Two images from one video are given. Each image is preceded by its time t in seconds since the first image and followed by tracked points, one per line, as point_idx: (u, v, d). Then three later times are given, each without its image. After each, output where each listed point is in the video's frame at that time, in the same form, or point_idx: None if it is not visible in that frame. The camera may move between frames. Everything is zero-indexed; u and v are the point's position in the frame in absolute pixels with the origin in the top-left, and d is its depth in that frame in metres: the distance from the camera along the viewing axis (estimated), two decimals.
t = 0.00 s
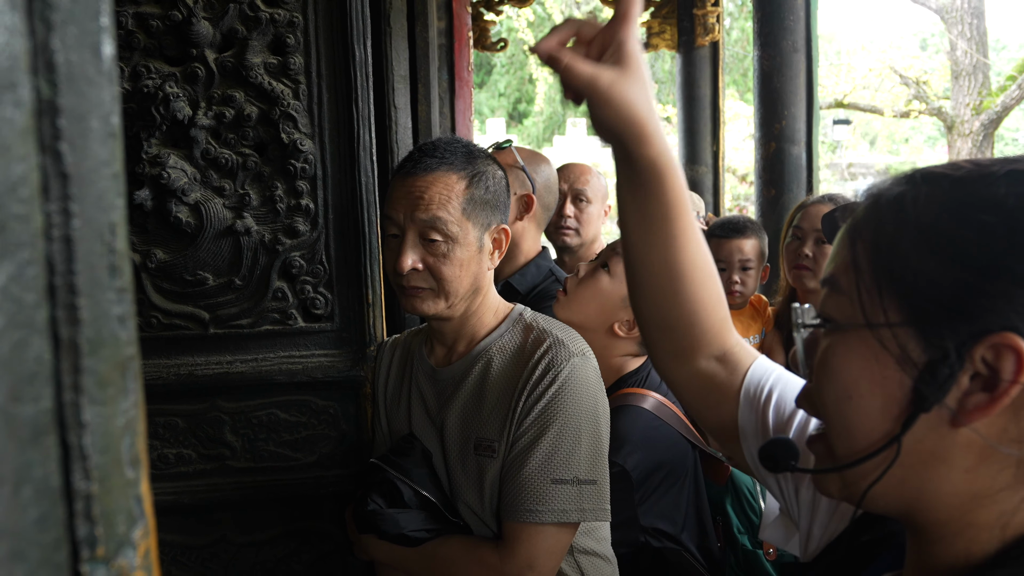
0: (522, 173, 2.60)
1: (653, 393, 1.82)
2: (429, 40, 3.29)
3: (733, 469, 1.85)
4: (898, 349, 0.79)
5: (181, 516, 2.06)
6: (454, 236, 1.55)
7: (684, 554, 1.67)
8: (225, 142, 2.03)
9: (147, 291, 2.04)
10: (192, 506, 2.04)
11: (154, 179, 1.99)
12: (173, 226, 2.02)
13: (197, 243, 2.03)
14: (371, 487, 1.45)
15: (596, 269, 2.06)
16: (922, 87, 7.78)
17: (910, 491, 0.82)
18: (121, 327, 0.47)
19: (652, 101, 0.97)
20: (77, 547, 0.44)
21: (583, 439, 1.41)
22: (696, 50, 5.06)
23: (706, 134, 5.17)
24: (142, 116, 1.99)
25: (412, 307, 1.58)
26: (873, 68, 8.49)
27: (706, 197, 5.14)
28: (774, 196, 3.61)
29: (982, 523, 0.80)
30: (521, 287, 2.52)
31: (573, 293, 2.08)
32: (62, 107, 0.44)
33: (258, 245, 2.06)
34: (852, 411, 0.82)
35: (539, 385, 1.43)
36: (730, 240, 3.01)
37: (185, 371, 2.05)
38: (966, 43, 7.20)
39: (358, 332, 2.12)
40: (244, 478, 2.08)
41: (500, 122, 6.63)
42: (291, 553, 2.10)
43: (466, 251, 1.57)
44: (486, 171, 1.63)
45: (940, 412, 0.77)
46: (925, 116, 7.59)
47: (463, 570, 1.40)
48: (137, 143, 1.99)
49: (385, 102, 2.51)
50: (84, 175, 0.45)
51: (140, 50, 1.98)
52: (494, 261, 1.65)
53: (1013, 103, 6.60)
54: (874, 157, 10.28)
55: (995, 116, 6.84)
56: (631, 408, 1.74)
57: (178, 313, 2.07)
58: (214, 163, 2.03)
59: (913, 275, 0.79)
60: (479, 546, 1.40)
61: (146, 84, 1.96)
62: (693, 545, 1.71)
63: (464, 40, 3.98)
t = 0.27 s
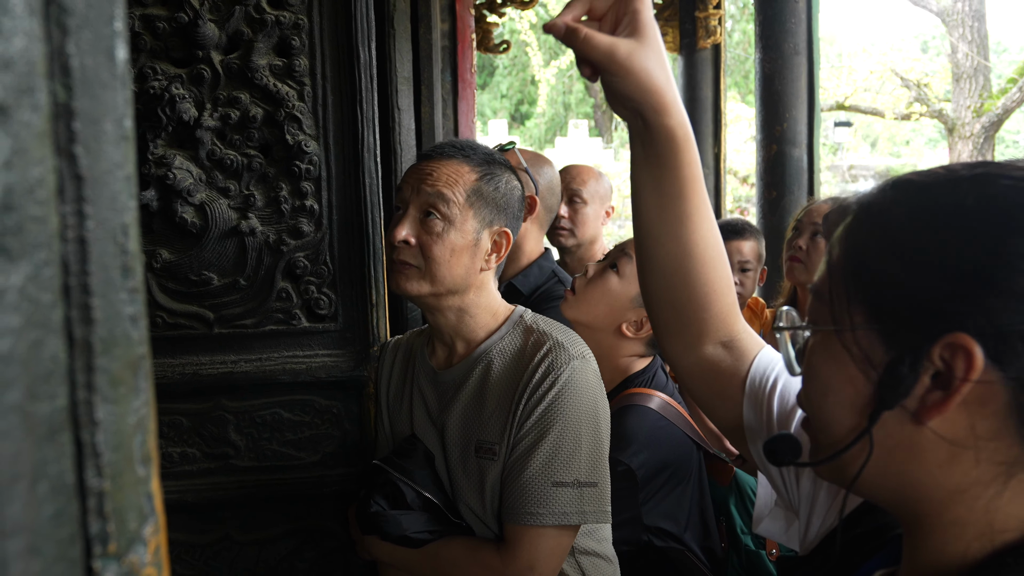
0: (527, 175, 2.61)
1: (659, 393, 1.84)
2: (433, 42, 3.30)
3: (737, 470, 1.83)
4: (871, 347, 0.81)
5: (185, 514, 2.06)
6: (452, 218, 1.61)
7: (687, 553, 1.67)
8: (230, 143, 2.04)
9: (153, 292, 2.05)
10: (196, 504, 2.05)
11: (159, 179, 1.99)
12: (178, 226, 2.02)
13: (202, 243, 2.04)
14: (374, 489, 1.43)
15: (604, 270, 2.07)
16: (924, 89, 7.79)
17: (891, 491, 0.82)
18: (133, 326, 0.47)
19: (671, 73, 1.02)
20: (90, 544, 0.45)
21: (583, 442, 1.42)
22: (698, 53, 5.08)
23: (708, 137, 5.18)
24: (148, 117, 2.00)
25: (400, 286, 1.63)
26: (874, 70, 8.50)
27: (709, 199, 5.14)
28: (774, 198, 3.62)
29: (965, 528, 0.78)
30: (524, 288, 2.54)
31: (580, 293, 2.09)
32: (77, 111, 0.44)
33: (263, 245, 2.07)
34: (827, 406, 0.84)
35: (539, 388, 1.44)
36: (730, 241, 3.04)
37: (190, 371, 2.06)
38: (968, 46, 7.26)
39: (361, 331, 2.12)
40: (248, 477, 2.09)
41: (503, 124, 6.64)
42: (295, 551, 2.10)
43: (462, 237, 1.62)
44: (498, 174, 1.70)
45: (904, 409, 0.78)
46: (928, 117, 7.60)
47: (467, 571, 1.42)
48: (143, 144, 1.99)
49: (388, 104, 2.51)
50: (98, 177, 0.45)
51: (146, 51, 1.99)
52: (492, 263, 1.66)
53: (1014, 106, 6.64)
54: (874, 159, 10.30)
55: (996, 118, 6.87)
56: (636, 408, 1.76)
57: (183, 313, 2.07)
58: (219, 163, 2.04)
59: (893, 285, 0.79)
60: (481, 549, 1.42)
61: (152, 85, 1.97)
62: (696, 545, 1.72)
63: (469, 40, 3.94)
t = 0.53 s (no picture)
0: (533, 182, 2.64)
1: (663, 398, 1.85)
2: (436, 51, 3.33)
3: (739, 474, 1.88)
4: (808, 358, 0.86)
5: (191, 514, 2.08)
6: (463, 212, 1.68)
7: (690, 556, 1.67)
8: (239, 151, 2.06)
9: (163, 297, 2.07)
10: (204, 506, 2.07)
11: (169, 187, 2.01)
12: (187, 232, 2.04)
13: (210, 250, 2.05)
14: (377, 492, 1.46)
15: (609, 275, 2.06)
16: (919, 98, 7.81)
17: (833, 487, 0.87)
18: (148, 332, 0.49)
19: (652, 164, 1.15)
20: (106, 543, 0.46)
21: (583, 446, 1.43)
22: (697, 63, 5.11)
23: (707, 145, 5.19)
24: (158, 126, 2.02)
25: (403, 269, 1.70)
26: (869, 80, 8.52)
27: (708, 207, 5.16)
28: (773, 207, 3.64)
29: (894, 526, 0.82)
30: (526, 294, 2.55)
31: (587, 298, 2.09)
32: (96, 123, 0.46)
33: (270, 252, 2.08)
34: (779, 406, 0.91)
35: (539, 393, 1.46)
36: (728, 249, 3.05)
37: (198, 375, 2.08)
38: (962, 56, 7.28)
39: (367, 336, 2.14)
40: (255, 479, 2.11)
41: (505, 132, 6.68)
42: (300, 552, 2.12)
43: (469, 232, 1.67)
44: (516, 185, 1.77)
45: (829, 414, 0.84)
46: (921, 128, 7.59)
47: (466, 573, 1.42)
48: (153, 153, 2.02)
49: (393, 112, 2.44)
50: (116, 187, 0.47)
51: (156, 61, 2.01)
52: (496, 267, 1.68)
53: (1007, 115, 6.57)
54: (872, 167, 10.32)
55: (990, 128, 6.74)
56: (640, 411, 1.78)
57: (192, 317, 2.09)
58: (228, 171, 2.05)
59: (838, 299, 0.81)
60: (481, 549, 1.43)
61: (162, 95, 1.99)
62: (698, 549, 1.72)
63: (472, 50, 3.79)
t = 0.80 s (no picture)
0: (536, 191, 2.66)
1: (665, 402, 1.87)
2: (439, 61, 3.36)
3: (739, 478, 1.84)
4: (718, 373, 0.81)
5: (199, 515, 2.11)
6: (474, 214, 1.72)
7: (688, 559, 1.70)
8: (248, 160, 2.08)
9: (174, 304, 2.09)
10: (212, 508, 2.10)
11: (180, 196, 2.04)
12: (197, 240, 2.06)
13: (220, 257, 2.07)
14: (382, 493, 1.47)
15: (615, 281, 2.09)
16: (913, 109, 7.82)
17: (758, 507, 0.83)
18: (164, 339, 0.51)
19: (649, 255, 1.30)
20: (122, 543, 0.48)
21: (587, 451, 1.45)
22: (697, 74, 5.13)
23: (706, 155, 5.20)
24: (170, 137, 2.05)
25: (412, 266, 1.75)
26: (865, 91, 8.54)
27: (706, 218, 5.19)
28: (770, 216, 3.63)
29: (801, 554, 0.77)
30: (528, 301, 2.57)
31: (593, 303, 2.12)
32: (115, 136, 0.48)
33: (278, 259, 2.11)
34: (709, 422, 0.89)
35: (544, 398, 1.47)
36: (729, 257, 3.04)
37: (208, 379, 2.10)
38: (955, 69, 7.24)
39: (372, 342, 2.16)
40: (263, 481, 2.14)
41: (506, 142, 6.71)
42: (306, 553, 2.15)
43: (479, 234, 1.71)
44: (530, 196, 1.81)
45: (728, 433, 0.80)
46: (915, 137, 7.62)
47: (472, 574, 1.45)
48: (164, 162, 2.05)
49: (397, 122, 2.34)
50: (134, 199, 0.49)
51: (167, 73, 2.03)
52: (503, 271, 1.71)
53: (1000, 126, 6.62)
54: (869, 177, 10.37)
55: (983, 138, 6.79)
56: (641, 416, 1.79)
57: (202, 323, 2.11)
58: (237, 180, 2.08)
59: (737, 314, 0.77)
60: (484, 554, 1.45)
61: (174, 106, 2.02)
62: (698, 551, 1.74)
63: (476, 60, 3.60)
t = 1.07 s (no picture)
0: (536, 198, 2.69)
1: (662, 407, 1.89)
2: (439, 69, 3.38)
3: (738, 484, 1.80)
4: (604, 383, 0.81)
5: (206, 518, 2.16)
6: (487, 216, 1.80)
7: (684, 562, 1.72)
8: (256, 168, 2.12)
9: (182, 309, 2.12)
10: (219, 509, 2.14)
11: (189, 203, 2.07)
12: (206, 246, 2.09)
13: (228, 263, 2.11)
14: (385, 495, 1.49)
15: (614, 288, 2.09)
16: (908, 118, 7.81)
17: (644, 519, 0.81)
18: (175, 343, 0.52)
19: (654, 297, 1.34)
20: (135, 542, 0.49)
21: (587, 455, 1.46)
22: (695, 84, 5.15)
23: (705, 163, 5.22)
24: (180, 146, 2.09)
25: (423, 263, 1.81)
26: (861, 100, 8.53)
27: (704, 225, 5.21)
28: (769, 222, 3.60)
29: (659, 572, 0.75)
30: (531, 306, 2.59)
31: (594, 310, 2.11)
32: (128, 147, 0.49)
33: (285, 265, 2.15)
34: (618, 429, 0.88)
35: (545, 403, 1.49)
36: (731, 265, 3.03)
37: (215, 383, 2.13)
38: (950, 77, 7.32)
39: (377, 346, 2.22)
40: (269, 483, 2.18)
41: (507, 150, 6.72)
42: (313, 554, 2.20)
43: (489, 235, 1.78)
44: (542, 206, 1.89)
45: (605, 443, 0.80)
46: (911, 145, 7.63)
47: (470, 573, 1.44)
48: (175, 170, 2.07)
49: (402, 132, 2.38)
50: (147, 207, 0.50)
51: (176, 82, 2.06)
52: (510, 275, 1.77)
53: (994, 134, 6.68)
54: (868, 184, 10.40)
55: (977, 146, 6.91)
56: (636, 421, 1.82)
57: (211, 328, 2.14)
58: (245, 188, 2.12)
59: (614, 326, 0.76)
60: (485, 551, 1.44)
61: (183, 115, 2.06)
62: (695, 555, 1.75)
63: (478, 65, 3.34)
